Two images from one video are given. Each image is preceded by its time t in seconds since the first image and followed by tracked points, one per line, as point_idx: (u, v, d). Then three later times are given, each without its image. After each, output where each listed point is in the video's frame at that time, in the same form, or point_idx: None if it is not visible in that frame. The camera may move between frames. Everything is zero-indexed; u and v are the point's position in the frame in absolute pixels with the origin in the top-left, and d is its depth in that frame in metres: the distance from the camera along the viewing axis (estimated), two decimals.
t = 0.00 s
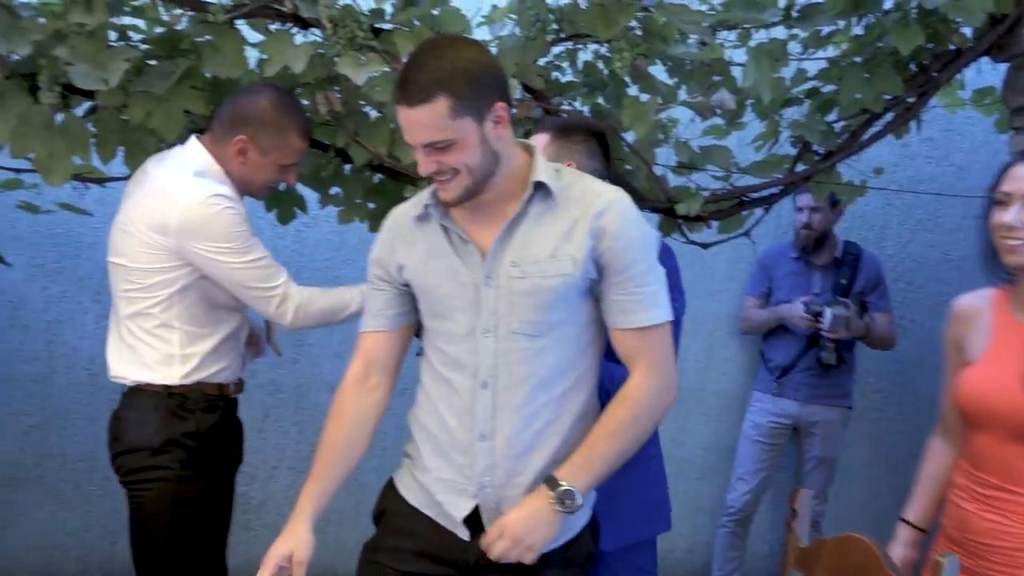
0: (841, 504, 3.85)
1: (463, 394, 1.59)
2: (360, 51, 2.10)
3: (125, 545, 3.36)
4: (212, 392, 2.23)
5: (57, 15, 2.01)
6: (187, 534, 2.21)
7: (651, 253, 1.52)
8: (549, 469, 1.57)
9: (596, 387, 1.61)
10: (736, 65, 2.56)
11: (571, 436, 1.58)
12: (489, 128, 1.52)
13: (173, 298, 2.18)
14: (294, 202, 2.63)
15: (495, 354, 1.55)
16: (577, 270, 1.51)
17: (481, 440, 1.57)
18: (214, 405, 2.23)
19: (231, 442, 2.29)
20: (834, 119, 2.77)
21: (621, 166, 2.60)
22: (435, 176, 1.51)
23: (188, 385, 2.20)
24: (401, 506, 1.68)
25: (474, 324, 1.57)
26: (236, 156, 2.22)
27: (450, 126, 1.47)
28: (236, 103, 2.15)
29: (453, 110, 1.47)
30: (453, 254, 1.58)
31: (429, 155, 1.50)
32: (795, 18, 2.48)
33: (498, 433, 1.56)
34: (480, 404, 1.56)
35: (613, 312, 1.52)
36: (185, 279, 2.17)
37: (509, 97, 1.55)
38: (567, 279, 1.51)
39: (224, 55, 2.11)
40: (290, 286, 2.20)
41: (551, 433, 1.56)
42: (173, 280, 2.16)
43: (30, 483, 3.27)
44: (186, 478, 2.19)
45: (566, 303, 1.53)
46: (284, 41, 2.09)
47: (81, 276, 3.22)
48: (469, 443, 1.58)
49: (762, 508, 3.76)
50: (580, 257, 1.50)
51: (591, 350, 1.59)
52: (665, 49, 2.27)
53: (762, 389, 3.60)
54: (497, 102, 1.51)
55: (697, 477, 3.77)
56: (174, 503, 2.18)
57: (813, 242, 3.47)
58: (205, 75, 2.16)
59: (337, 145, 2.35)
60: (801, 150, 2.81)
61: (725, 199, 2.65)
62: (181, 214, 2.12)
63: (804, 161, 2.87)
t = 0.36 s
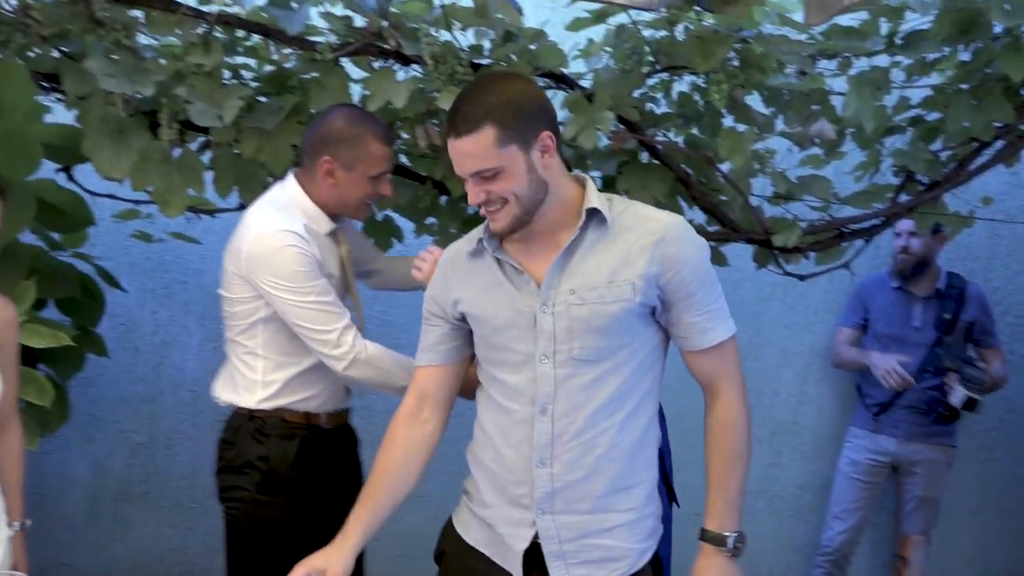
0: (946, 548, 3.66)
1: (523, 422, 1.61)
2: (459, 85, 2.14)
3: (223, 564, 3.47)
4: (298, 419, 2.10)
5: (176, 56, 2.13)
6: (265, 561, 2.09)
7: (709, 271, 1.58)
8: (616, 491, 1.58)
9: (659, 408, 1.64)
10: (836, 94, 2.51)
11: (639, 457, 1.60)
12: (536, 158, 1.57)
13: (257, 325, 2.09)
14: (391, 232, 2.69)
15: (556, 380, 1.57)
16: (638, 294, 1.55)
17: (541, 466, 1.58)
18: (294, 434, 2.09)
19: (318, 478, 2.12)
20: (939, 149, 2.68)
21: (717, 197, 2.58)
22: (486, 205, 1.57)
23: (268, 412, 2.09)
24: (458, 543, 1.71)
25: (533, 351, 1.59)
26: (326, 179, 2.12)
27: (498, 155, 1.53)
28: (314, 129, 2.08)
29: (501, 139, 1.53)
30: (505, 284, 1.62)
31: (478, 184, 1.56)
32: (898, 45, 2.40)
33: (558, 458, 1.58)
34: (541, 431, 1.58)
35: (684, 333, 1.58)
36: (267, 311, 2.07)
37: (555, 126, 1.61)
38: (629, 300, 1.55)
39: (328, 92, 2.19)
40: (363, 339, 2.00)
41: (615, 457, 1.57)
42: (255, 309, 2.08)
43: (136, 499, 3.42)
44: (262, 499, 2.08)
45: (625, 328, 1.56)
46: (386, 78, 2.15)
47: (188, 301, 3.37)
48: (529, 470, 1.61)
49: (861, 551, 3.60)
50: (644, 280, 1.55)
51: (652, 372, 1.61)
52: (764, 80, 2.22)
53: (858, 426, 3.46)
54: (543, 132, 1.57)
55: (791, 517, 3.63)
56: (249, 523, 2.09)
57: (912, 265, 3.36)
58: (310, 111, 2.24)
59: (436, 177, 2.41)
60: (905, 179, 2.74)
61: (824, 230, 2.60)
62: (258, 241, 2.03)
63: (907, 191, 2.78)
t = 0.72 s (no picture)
0: None
1: (560, 431, 1.57)
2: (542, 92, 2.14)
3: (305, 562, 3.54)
4: (399, 424, 2.10)
5: (269, 69, 2.19)
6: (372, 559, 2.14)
7: (711, 252, 1.57)
8: (662, 483, 1.56)
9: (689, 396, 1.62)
10: (932, 96, 2.42)
11: (676, 448, 1.57)
12: (535, 169, 1.52)
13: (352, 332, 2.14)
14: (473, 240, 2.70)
15: (589, 384, 1.54)
16: (653, 288, 1.53)
17: (587, 471, 1.55)
18: (391, 439, 2.11)
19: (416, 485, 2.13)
20: None
21: (804, 204, 2.52)
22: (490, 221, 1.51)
23: (370, 415, 2.12)
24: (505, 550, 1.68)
25: (563, 358, 1.55)
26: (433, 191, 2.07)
27: (497, 169, 1.48)
28: (414, 142, 2.06)
29: (498, 153, 1.48)
30: (523, 298, 1.57)
31: (479, 201, 1.50)
32: (998, 45, 2.29)
33: (602, 460, 1.55)
34: (582, 436, 1.54)
35: (697, 319, 1.57)
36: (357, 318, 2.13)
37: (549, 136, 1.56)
38: (646, 294, 1.53)
39: (412, 101, 2.22)
40: (408, 359, 2.03)
41: (656, 450, 1.55)
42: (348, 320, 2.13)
43: (225, 497, 3.53)
44: (362, 500, 2.12)
45: (646, 323, 1.53)
46: (470, 85, 2.18)
47: (275, 306, 3.47)
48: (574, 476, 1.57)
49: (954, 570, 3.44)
50: (656, 271, 1.53)
51: (676, 363, 1.58)
52: (856, 83, 2.16)
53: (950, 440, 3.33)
54: (538, 143, 1.52)
55: (879, 532, 3.51)
56: (353, 522, 2.15)
57: (1008, 272, 3.19)
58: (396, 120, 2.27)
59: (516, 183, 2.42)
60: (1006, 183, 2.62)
61: (919, 238, 2.50)
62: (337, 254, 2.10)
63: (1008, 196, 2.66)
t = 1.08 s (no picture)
0: None
1: (606, 435, 1.55)
2: (588, 96, 2.14)
3: (344, 562, 3.56)
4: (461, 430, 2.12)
5: (314, 75, 2.21)
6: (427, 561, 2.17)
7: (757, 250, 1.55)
8: (710, 485, 1.55)
9: (734, 398, 1.60)
10: (985, 96, 2.37)
11: (724, 451, 1.55)
12: (578, 169, 1.51)
13: (424, 338, 2.11)
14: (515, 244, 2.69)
15: (635, 386, 1.52)
16: (699, 289, 1.51)
17: (634, 474, 1.53)
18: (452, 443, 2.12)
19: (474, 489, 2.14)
20: None
21: (853, 206, 2.49)
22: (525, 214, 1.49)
23: (432, 418, 2.13)
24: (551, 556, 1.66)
25: (607, 361, 1.53)
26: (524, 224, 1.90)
27: (542, 161, 1.47)
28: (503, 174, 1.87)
29: (542, 146, 1.48)
30: (565, 300, 1.56)
31: (517, 190, 1.49)
32: None
33: (649, 464, 1.53)
34: (627, 439, 1.52)
35: (744, 318, 1.55)
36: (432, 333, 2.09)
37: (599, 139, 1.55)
38: (693, 294, 1.51)
39: (458, 105, 2.22)
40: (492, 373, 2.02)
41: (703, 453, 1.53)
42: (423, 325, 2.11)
43: (266, 497, 3.56)
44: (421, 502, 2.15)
45: (691, 324, 1.52)
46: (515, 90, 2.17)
47: (315, 307, 3.50)
48: (622, 481, 1.55)
49: None
50: (703, 270, 1.51)
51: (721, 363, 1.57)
52: (910, 84, 2.11)
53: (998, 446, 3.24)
54: (585, 143, 1.51)
55: (924, 539, 3.44)
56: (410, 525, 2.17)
57: None
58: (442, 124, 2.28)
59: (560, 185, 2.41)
60: None
61: (971, 241, 2.44)
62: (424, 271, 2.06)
63: None
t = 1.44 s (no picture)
0: None
1: (689, 440, 1.48)
2: (622, 98, 2.12)
3: (358, 562, 3.54)
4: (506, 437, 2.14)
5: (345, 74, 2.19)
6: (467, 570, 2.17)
7: (894, 275, 1.34)
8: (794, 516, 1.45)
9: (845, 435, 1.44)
10: (1016, 101, 2.36)
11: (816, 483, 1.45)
12: (715, 162, 1.40)
13: (472, 342, 2.15)
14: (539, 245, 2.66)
15: (724, 393, 1.42)
16: (813, 303, 1.35)
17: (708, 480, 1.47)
18: (500, 451, 2.13)
19: (519, 497, 2.16)
20: None
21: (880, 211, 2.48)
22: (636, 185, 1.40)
23: (478, 424, 2.15)
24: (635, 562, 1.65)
25: (697, 363, 1.44)
26: (563, 214, 2.07)
27: (679, 140, 1.39)
28: (550, 162, 2.06)
29: (689, 124, 1.40)
30: (672, 290, 1.46)
31: (646, 157, 1.42)
32: None
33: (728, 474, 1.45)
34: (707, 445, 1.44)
35: (861, 341, 1.35)
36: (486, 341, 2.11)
37: (750, 143, 1.43)
38: (800, 310, 1.35)
39: (490, 105, 2.21)
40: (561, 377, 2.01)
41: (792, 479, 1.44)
42: (471, 328, 2.15)
43: (280, 496, 3.54)
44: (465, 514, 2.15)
45: (798, 340, 1.37)
46: (549, 90, 2.14)
47: (330, 306, 3.47)
48: (696, 486, 1.49)
49: None
50: (816, 288, 1.35)
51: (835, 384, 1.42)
52: (945, 88, 2.10)
53: (1015, 451, 3.23)
54: (731, 140, 1.40)
55: (939, 542, 3.44)
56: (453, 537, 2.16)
57: None
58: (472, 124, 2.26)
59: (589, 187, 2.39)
60: None
61: (998, 247, 2.44)
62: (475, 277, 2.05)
63: None
